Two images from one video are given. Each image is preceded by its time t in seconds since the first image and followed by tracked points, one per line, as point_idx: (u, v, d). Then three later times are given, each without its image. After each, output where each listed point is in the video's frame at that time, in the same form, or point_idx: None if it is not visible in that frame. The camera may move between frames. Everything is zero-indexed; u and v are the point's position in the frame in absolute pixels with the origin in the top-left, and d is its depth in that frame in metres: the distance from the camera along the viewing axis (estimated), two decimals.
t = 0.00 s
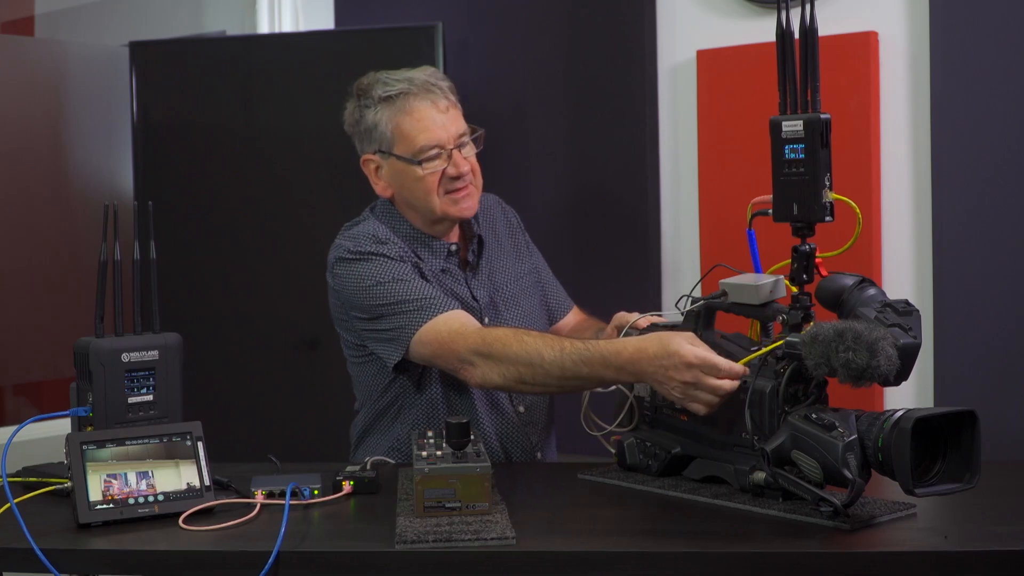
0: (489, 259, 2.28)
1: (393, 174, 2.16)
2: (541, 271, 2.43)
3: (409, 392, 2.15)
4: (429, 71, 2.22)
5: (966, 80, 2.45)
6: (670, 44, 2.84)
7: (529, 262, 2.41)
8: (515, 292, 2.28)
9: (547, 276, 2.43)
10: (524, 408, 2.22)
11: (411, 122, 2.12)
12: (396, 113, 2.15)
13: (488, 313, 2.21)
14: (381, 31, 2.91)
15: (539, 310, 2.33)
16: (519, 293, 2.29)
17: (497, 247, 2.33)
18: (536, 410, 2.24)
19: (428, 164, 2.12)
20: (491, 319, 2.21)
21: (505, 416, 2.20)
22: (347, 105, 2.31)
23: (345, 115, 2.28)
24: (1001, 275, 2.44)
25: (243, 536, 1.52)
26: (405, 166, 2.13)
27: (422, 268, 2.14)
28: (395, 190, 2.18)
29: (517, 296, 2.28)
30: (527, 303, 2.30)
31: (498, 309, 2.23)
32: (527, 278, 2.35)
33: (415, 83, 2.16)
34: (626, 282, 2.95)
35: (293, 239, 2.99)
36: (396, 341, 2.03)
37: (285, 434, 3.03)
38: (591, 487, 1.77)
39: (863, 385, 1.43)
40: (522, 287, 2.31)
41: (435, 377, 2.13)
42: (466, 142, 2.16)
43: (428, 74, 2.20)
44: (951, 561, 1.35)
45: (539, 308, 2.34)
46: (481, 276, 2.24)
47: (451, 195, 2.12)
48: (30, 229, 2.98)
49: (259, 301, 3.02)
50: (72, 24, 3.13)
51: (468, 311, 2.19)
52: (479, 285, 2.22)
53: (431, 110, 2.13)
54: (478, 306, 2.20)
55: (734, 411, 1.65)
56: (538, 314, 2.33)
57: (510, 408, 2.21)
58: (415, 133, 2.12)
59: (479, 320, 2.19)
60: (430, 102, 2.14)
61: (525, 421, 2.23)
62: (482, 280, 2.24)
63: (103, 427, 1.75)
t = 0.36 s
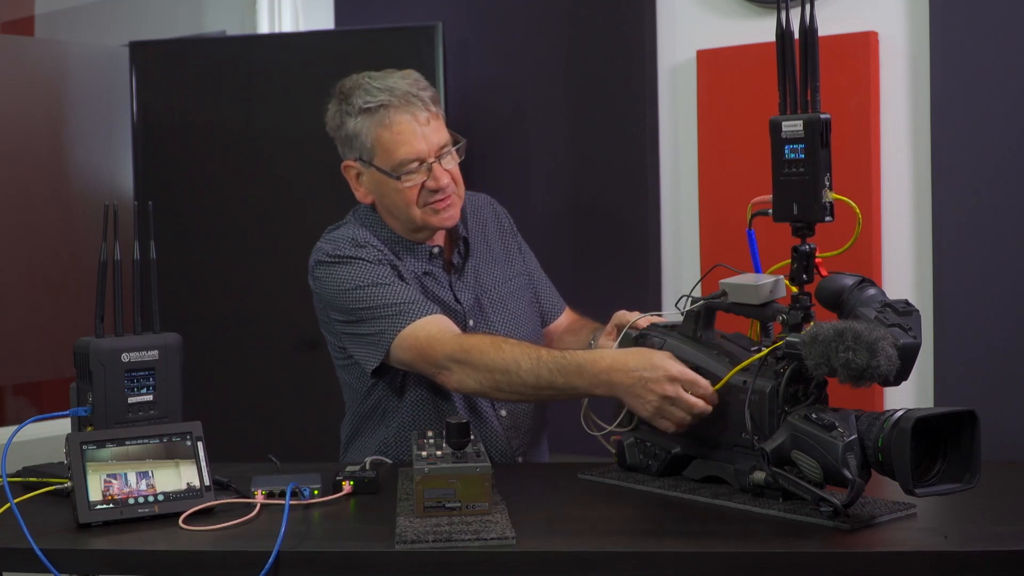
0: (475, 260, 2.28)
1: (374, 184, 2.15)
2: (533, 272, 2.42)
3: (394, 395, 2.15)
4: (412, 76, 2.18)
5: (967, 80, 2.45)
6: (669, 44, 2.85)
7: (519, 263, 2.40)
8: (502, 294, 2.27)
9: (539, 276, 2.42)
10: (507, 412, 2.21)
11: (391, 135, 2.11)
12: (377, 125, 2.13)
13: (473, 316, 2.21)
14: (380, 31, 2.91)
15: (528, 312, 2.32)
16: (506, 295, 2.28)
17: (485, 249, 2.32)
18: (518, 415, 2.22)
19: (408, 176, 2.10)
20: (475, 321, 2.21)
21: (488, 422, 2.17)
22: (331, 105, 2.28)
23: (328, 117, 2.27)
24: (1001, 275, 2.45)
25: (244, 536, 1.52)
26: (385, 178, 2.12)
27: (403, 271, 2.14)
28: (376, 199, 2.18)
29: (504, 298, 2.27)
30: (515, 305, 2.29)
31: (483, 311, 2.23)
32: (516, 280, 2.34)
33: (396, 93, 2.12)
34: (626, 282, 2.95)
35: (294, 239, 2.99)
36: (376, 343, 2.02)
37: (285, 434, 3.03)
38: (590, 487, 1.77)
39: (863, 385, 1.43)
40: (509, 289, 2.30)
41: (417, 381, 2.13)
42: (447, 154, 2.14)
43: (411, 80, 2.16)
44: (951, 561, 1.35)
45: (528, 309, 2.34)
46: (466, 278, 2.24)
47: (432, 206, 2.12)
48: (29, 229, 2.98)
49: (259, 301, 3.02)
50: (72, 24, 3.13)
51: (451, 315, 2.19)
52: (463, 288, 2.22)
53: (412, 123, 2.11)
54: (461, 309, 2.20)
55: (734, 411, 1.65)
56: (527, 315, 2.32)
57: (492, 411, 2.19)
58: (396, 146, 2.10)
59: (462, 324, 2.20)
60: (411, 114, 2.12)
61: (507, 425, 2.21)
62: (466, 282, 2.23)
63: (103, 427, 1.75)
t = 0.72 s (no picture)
0: (469, 261, 2.27)
1: (368, 178, 2.14)
2: (531, 273, 2.41)
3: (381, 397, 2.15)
4: (404, 73, 2.19)
5: (967, 80, 2.45)
6: (669, 44, 2.85)
7: (517, 264, 2.38)
8: (496, 295, 2.26)
9: (537, 277, 2.41)
10: (495, 413, 2.20)
11: (385, 127, 2.11)
12: (371, 119, 2.13)
13: (465, 316, 2.20)
14: (380, 31, 2.91)
15: (523, 312, 2.31)
16: (500, 296, 2.27)
17: (480, 249, 2.31)
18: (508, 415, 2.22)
19: (403, 169, 2.10)
20: (468, 322, 2.20)
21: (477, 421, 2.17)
22: (322, 107, 2.29)
23: (320, 117, 2.27)
24: (1001, 275, 2.45)
25: (244, 536, 1.52)
26: (380, 171, 2.12)
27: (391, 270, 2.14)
28: (371, 195, 2.17)
29: (498, 298, 2.26)
30: (509, 306, 2.28)
31: (477, 311, 2.22)
32: (512, 281, 2.33)
33: (389, 87, 2.13)
34: (626, 282, 2.95)
35: (294, 239, 2.99)
36: (357, 344, 2.04)
37: (285, 434, 3.03)
38: (591, 487, 1.77)
39: (863, 385, 1.43)
40: (504, 290, 2.29)
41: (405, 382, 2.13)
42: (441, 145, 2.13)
43: (403, 76, 2.18)
44: (951, 562, 1.35)
45: (524, 310, 2.32)
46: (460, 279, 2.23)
47: (427, 199, 2.11)
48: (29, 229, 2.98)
49: (259, 301, 3.02)
50: (72, 24, 3.13)
51: (442, 316, 2.18)
52: (455, 288, 2.21)
53: (405, 115, 2.11)
54: (453, 310, 2.18)
55: (734, 411, 1.65)
56: (522, 316, 2.31)
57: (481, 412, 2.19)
58: (390, 139, 2.10)
59: (454, 325, 2.19)
60: (404, 107, 2.12)
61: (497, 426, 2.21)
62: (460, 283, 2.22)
63: (103, 427, 1.75)
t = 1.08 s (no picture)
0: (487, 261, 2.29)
1: (391, 165, 2.18)
2: (553, 278, 2.42)
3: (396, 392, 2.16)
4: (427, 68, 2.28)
5: (967, 81, 2.45)
6: (669, 44, 2.85)
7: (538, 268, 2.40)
8: (514, 295, 2.28)
9: (559, 282, 2.42)
10: (509, 412, 2.22)
11: (410, 112, 2.16)
12: (395, 106, 2.19)
13: (482, 315, 2.22)
14: (380, 31, 2.91)
15: (540, 315, 2.32)
16: (518, 297, 2.29)
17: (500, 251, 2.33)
18: (520, 416, 2.24)
19: (427, 152, 2.15)
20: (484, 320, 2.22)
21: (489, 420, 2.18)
22: (343, 106, 2.35)
23: (342, 115, 2.33)
24: (1001, 275, 2.45)
25: (244, 536, 1.52)
26: (404, 156, 2.16)
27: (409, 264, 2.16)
28: (393, 183, 2.20)
29: (515, 299, 2.28)
30: (527, 308, 2.29)
31: (493, 309, 2.24)
32: (531, 283, 2.35)
33: (413, 76, 2.21)
34: (626, 282, 2.95)
35: (294, 239, 2.99)
36: (376, 334, 2.05)
37: (285, 434, 3.03)
38: (591, 487, 1.77)
39: (863, 385, 1.44)
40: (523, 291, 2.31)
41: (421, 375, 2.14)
42: (464, 134, 2.19)
43: (425, 70, 2.26)
44: (951, 562, 1.35)
45: (541, 314, 2.34)
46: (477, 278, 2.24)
47: (451, 184, 2.15)
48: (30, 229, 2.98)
49: (259, 301, 3.02)
50: (72, 25, 3.13)
51: (459, 313, 2.20)
52: (472, 287, 2.22)
53: (430, 101, 2.17)
54: (470, 307, 2.20)
55: (734, 410, 1.65)
56: (539, 318, 2.32)
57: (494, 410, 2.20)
58: (414, 123, 2.16)
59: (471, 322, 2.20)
60: (429, 93, 2.19)
61: (509, 426, 2.22)
62: (477, 282, 2.24)
63: (103, 427, 1.75)
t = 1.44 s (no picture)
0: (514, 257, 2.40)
1: (422, 157, 2.35)
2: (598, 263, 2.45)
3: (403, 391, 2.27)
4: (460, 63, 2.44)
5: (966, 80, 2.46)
6: (669, 44, 2.85)
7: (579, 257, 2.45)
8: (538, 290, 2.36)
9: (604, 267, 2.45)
10: (527, 404, 2.27)
11: (441, 104, 2.33)
12: (427, 98, 2.35)
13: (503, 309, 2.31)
14: (380, 31, 2.91)
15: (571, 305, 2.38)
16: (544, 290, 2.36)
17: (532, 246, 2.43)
18: (540, 408, 2.28)
19: (456, 143, 2.30)
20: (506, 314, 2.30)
21: (507, 411, 2.26)
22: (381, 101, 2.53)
23: (379, 109, 2.51)
24: (1001, 275, 2.45)
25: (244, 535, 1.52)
26: (435, 147, 2.32)
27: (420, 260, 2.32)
28: (425, 174, 2.36)
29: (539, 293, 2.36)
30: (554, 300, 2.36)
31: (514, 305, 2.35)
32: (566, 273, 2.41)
33: (445, 71, 2.37)
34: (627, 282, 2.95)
35: (294, 239, 2.99)
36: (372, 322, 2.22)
37: (285, 433, 3.03)
38: (591, 487, 1.77)
39: (863, 385, 1.43)
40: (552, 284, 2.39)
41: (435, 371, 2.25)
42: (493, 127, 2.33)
43: (459, 66, 2.42)
44: (952, 562, 1.35)
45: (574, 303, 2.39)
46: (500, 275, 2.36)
47: (478, 176, 2.29)
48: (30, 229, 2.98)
49: (259, 301, 3.02)
50: (72, 25, 3.13)
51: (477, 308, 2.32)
52: (493, 283, 2.34)
53: (459, 94, 2.33)
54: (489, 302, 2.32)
55: (734, 410, 1.65)
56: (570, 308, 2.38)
57: (512, 402, 2.27)
58: (444, 115, 2.32)
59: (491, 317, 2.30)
60: (459, 86, 2.35)
61: (531, 418, 2.27)
62: (499, 278, 2.35)
63: (103, 427, 1.75)
